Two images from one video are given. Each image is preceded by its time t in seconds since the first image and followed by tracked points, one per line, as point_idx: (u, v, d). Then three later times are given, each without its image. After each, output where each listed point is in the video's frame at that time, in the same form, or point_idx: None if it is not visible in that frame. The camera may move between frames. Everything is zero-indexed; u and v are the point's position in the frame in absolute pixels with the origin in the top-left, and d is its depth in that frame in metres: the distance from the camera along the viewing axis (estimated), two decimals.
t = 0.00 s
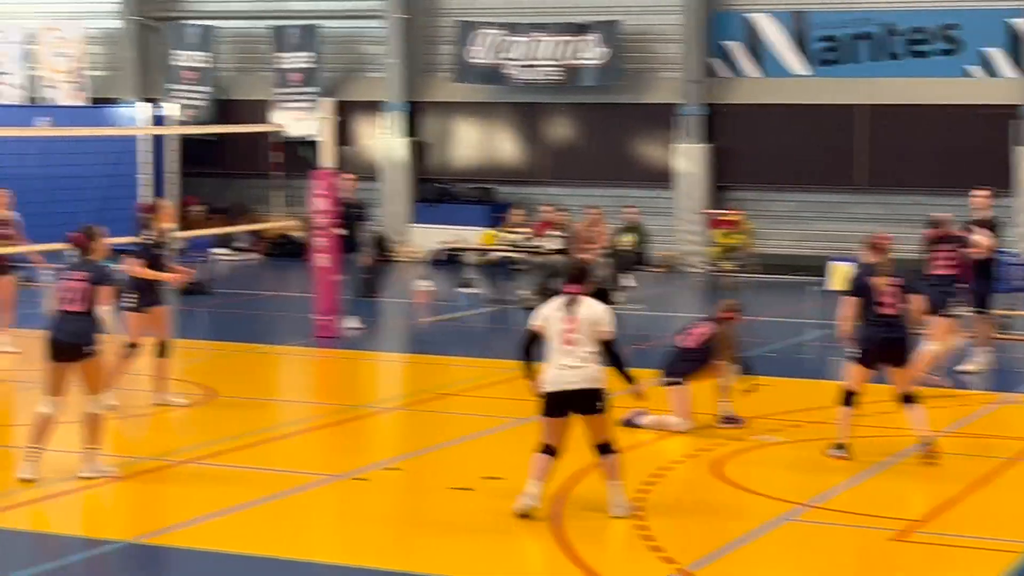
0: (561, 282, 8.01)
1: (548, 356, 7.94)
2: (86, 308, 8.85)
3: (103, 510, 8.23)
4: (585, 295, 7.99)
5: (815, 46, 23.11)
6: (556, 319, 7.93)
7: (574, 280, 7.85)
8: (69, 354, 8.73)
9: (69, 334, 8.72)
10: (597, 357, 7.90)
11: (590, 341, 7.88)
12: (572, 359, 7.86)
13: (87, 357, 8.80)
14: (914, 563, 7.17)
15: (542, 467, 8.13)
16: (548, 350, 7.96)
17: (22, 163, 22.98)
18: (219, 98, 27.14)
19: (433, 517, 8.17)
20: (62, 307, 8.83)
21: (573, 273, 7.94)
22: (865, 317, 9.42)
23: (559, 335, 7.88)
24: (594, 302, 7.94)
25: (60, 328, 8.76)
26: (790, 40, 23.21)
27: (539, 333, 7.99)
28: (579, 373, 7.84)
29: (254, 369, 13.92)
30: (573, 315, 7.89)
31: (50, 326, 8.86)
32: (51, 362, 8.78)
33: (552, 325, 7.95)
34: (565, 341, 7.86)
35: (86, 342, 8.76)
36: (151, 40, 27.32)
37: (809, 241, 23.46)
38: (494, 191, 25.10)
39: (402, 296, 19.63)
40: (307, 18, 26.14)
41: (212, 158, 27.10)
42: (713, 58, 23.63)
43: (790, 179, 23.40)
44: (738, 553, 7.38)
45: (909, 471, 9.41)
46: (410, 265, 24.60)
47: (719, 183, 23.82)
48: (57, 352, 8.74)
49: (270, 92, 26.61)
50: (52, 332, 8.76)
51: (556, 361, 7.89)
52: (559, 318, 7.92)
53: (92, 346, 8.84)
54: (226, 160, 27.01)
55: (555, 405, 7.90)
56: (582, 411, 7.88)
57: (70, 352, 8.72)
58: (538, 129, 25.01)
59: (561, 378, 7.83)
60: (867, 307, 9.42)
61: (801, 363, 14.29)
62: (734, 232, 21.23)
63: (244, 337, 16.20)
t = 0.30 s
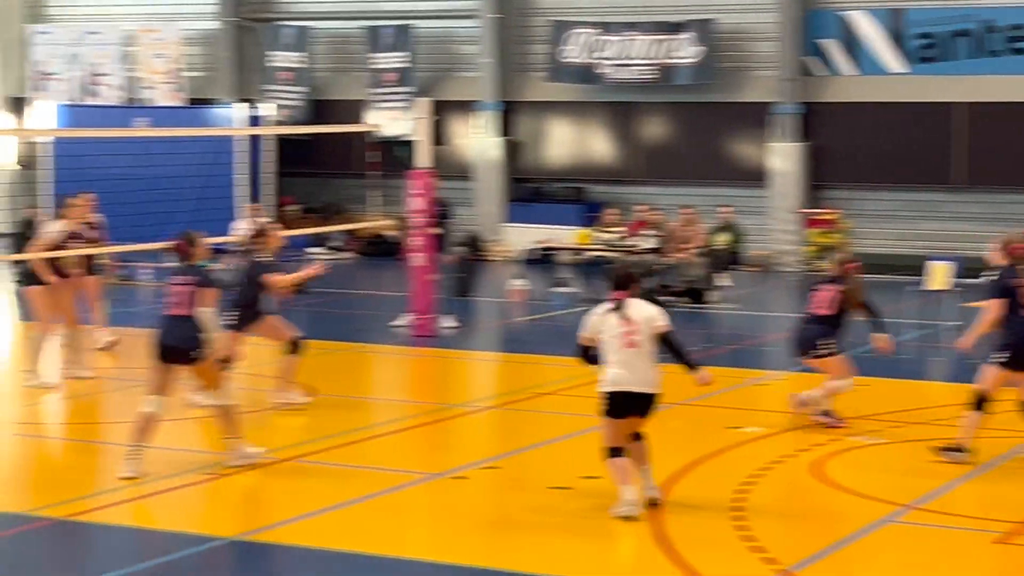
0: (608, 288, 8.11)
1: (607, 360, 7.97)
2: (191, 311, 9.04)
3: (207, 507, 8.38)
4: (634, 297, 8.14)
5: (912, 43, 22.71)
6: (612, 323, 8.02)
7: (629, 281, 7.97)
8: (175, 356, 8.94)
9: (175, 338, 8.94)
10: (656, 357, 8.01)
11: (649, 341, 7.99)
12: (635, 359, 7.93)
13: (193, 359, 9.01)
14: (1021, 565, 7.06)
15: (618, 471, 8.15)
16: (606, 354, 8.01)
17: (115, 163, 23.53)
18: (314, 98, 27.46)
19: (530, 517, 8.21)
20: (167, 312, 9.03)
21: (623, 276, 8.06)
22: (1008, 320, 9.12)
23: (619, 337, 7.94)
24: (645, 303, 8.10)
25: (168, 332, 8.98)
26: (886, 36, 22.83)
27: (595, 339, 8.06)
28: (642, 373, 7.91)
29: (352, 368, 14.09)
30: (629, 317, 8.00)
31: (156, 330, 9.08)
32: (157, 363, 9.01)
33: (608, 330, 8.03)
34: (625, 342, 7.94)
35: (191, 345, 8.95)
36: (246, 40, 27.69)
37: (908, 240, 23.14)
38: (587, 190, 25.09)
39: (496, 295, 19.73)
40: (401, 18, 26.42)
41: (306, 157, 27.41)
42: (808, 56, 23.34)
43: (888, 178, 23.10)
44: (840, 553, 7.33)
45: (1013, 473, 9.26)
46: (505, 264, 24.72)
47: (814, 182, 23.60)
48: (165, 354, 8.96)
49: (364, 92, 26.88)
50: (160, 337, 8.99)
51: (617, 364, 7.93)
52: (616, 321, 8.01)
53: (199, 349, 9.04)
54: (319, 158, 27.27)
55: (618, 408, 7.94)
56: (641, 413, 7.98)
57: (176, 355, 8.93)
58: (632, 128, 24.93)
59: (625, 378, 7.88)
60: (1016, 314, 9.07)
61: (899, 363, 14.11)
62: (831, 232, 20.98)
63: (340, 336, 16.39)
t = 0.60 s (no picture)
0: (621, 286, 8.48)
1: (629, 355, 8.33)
2: (277, 303, 9.19)
3: (271, 501, 8.48)
4: (648, 292, 8.48)
5: (978, 36, 22.49)
6: (629, 319, 8.38)
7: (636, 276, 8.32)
8: (265, 347, 9.12)
9: (263, 329, 9.09)
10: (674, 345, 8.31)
11: (665, 329, 8.30)
12: (653, 350, 8.26)
13: (281, 351, 9.18)
14: None
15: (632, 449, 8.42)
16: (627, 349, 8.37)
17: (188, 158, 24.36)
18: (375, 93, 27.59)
19: (594, 511, 8.22)
20: (250, 303, 9.17)
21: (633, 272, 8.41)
22: None
23: (636, 331, 8.30)
24: (658, 295, 8.42)
25: (255, 323, 9.12)
26: (951, 31, 22.63)
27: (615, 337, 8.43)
28: (662, 364, 8.23)
29: (414, 363, 14.17)
30: (644, 310, 8.34)
31: (237, 322, 9.20)
32: (245, 354, 9.19)
33: (627, 325, 8.40)
34: (642, 335, 8.29)
35: (281, 336, 9.12)
36: (308, 36, 27.88)
37: (974, 235, 22.88)
38: (649, 185, 25.02)
39: (558, 290, 19.81)
40: (463, 14, 26.49)
41: (368, 153, 27.55)
42: (876, 50, 23.31)
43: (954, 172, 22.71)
44: (909, 551, 7.27)
45: None
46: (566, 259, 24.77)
47: (878, 177, 23.40)
48: (253, 346, 9.13)
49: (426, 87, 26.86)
50: (243, 328, 9.12)
51: (637, 358, 8.28)
52: (631, 316, 8.36)
53: (286, 342, 9.19)
54: (381, 154, 27.32)
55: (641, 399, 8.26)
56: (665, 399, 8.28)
57: (265, 346, 9.09)
58: (694, 123, 24.75)
59: (645, 369, 8.21)
60: None
61: (966, 359, 13.98)
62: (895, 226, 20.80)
63: (402, 330, 16.49)
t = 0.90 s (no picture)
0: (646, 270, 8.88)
1: (651, 335, 8.75)
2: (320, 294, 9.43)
3: (336, 497, 8.58)
4: (670, 277, 8.92)
5: None
6: (654, 301, 8.79)
7: (667, 262, 8.76)
8: (310, 338, 9.35)
9: (309, 319, 9.33)
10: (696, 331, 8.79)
11: (690, 315, 8.78)
12: (678, 334, 8.70)
13: (325, 343, 9.42)
14: None
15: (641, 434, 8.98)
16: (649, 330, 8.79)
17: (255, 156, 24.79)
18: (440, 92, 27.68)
19: (657, 510, 8.24)
20: (293, 293, 9.40)
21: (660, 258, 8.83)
22: None
23: (662, 315, 8.73)
24: (682, 282, 8.89)
25: (299, 315, 9.35)
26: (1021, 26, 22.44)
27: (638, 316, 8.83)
28: (686, 348, 8.68)
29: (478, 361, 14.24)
30: (671, 293, 8.78)
31: (280, 312, 9.42)
32: (290, 346, 9.39)
33: (651, 307, 8.81)
34: (668, 319, 8.73)
35: (325, 327, 9.38)
36: (373, 35, 28.06)
37: None
38: (714, 183, 24.93)
39: (623, 288, 19.85)
40: (529, 12, 26.53)
41: (432, 151, 27.67)
42: (944, 46, 23.20)
43: None
44: (977, 551, 7.22)
45: None
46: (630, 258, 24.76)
47: (946, 174, 23.17)
48: (299, 338, 9.35)
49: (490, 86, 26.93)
50: (289, 319, 9.35)
51: (661, 340, 8.71)
52: (658, 299, 8.79)
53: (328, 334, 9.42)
54: (446, 152, 27.41)
55: (660, 379, 8.74)
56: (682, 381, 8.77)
57: (311, 337, 9.33)
58: (759, 120, 24.61)
59: (674, 350, 8.65)
60: None
61: None
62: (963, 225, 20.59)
63: (466, 328, 16.59)
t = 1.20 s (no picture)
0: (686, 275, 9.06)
1: (681, 341, 8.98)
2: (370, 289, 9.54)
3: (396, 497, 8.68)
4: (710, 284, 9.07)
5: None
6: (688, 308, 8.99)
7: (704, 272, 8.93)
8: (360, 335, 9.48)
9: (360, 317, 9.44)
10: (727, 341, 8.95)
11: (722, 326, 8.92)
12: (706, 344, 8.89)
13: (374, 339, 9.54)
14: None
15: (659, 414, 9.44)
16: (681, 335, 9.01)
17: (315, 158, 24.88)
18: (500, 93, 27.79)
19: (714, 510, 8.26)
20: (341, 290, 9.49)
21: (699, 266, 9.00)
22: None
23: (694, 322, 8.92)
24: (719, 291, 9.04)
25: (348, 311, 9.45)
26: None
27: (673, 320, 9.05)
28: (712, 358, 8.89)
29: (536, 361, 14.30)
30: (705, 303, 8.94)
31: (330, 310, 9.53)
32: (338, 342, 9.52)
33: (685, 313, 9.01)
34: (700, 327, 8.91)
35: (376, 323, 9.50)
36: (433, 36, 28.23)
37: None
38: (774, 183, 24.81)
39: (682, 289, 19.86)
40: (588, 12, 26.56)
41: (492, 152, 27.78)
42: (1006, 45, 23.02)
43: None
44: None
45: None
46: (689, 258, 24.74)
47: (1009, 173, 23.01)
48: (347, 334, 9.47)
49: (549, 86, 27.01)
50: (339, 317, 9.46)
51: (690, 347, 8.94)
52: (692, 306, 8.97)
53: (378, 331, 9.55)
54: (505, 153, 27.48)
55: (685, 384, 8.99)
56: (707, 389, 8.98)
57: (362, 334, 9.46)
58: (820, 120, 24.49)
59: (697, 360, 8.89)
60: None
61: None
62: None
63: (525, 329, 16.66)
